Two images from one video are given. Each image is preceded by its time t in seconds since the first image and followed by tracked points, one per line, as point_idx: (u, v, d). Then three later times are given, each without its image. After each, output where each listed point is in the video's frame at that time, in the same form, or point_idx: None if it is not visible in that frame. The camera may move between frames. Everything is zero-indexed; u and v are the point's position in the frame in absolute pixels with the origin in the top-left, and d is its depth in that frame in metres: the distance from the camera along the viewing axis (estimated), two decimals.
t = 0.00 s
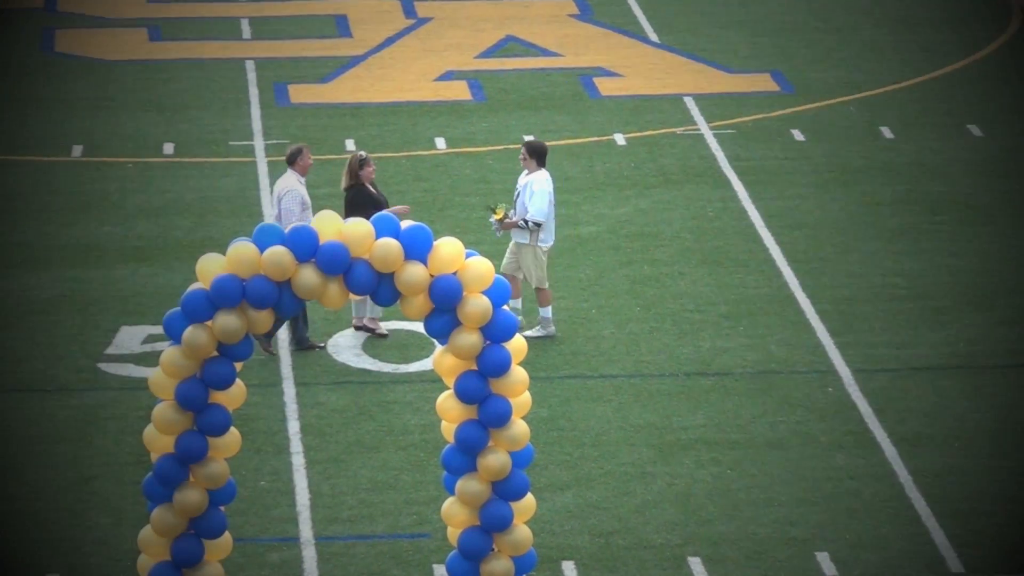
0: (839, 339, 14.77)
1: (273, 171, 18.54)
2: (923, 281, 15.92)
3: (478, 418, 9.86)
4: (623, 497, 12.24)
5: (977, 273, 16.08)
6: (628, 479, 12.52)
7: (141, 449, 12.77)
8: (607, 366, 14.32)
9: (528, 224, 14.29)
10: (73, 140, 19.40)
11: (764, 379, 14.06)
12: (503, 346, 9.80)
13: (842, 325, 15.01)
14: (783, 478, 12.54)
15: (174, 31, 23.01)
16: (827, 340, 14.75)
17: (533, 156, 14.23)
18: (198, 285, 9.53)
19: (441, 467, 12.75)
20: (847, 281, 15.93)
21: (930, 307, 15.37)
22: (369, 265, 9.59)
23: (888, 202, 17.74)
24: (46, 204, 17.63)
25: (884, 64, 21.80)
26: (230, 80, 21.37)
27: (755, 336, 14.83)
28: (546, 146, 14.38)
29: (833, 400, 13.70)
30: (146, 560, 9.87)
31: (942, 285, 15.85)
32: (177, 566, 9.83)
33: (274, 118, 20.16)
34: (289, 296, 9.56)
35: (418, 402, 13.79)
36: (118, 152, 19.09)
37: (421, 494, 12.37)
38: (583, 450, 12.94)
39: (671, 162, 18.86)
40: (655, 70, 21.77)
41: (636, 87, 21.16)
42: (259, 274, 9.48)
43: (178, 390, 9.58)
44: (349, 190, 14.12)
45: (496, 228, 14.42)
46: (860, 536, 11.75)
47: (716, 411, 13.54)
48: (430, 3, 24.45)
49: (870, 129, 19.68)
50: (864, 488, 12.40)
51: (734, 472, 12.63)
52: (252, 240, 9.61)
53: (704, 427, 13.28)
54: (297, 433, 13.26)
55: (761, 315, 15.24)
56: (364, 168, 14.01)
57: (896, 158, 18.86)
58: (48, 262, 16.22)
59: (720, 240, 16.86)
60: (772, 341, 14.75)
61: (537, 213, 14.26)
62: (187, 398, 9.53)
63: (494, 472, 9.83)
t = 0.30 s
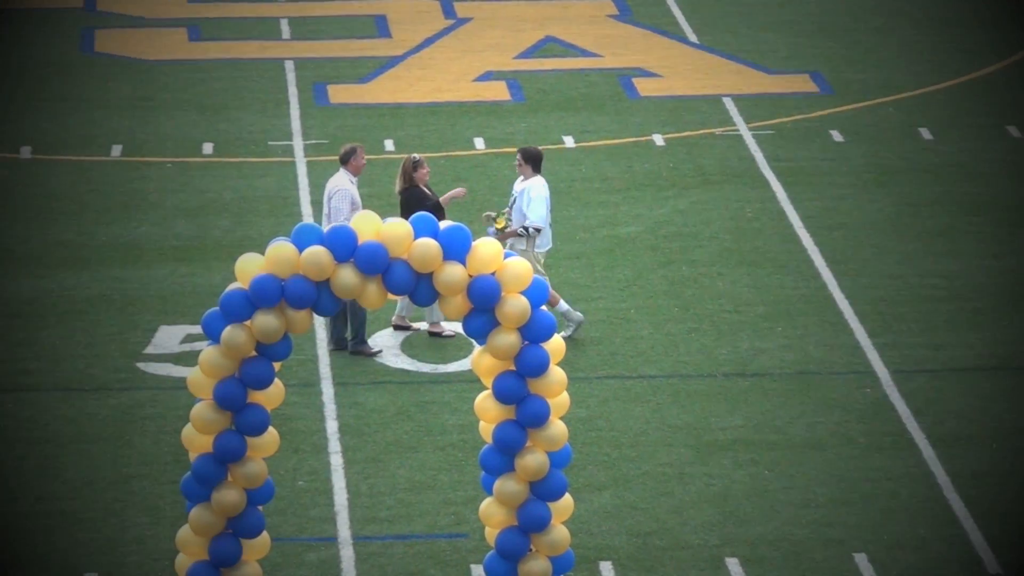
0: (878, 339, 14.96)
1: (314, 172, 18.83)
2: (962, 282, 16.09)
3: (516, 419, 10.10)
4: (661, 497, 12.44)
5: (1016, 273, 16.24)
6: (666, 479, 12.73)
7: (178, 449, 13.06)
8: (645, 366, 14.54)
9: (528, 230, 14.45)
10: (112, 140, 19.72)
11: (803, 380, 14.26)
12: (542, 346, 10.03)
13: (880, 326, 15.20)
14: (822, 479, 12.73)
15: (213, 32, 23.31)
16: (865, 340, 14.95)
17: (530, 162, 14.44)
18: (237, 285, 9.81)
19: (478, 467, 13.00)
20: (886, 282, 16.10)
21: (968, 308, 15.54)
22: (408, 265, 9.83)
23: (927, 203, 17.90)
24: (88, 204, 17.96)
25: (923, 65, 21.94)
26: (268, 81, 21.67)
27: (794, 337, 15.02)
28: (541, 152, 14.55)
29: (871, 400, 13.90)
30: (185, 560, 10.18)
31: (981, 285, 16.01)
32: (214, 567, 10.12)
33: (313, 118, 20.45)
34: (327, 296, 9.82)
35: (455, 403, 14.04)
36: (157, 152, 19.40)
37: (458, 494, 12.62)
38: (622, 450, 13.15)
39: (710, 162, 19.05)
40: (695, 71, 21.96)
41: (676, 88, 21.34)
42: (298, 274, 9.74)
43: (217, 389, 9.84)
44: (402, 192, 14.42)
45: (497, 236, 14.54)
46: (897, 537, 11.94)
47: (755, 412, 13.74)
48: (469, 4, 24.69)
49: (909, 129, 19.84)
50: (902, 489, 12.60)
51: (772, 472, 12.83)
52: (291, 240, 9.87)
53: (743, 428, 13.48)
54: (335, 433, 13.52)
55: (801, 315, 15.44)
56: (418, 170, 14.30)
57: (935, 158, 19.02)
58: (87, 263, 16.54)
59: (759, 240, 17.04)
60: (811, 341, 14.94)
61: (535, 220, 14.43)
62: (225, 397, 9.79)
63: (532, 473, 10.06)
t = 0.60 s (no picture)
0: (904, 338, 15.18)
1: (344, 171, 19.11)
2: (988, 281, 16.29)
3: (543, 417, 10.37)
4: (688, 497, 12.69)
5: None
6: (693, 478, 12.97)
7: (207, 447, 13.37)
8: (673, 365, 14.78)
9: (532, 224, 14.66)
10: (141, 138, 20.06)
11: (830, 379, 14.49)
12: (569, 345, 10.29)
13: (908, 325, 15.43)
14: (848, 478, 12.97)
15: (241, 30, 23.64)
16: (892, 339, 15.17)
17: (520, 156, 14.64)
18: (265, 283, 10.10)
19: (505, 466, 13.28)
20: (914, 282, 16.31)
21: (995, 307, 15.74)
22: (436, 263, 10.11)
23: (953, 203, 18.09)
24: (118, 202, 18.29)
25: (950, 64, 22.12)
26: (297, 79, 21.97)
27: (821, 336, 15.24)
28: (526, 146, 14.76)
29: (898, 400, 14.12)
30: (213, 557, 10.48)
31: (1007, 285, 16.21)
32: (240, 564, 10.41)
33: (342, 116, 20.76)
34: (354, 294, 10.10)
35: (483, 401, 14.32)
36: (185, 151, 19.72)
37: (485, 493, 12.90)
38: (650, 449, 13.40)
39: (739, 161, 19.27)
40: (723, 69, 22.17)
41: (705, 87, 21.56)
42: (325, 272, 10.02)
43: (244, 387, 10.14)
44: (445, 189, 14.70)
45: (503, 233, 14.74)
46: (923, 537, 12.17)
47: (783, 410, 13.97)
48: (498, 2, 24.94)
49: (937, 129, 20.04)
50: (928, 488, 12.83)
51: (799, 471, 13.06)
52: (320, 238, 10.16)
53: (770, 427, 13.72)
54: (362, 431, 13.81)
55: (828, 314, 15.67)
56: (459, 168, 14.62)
57: (962, 158, 19.21)
58: (117, 261, 16.86)
59: (787, 240, 17.27)
60: (838, 340, 15.17)
61: (537, 213, 14.64)
62: (253, 395, 10.07)
63: (559, 471, 10.33)
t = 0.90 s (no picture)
0: (924, 336, 15.34)
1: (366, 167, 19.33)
2: (1008, 279, 16.42)
3: (564, 414, 10.56)
4: (708, 494, 12.87)
5: None
6: (714, 475, 13.16)
7: (226, 443, 13.61)
8: (694, 362, 14.96)
9: (532, 220, 14.74)
10: (164, 134, 20.31)
11: (850, 376, 14.65)
12: (590, 342, 10.47)
13: (929, 323, 15.58)
14: (868, 475, 13.14)
15: (264, 27, 23.87)
16: (913, 336, 15.33)
17: (515, 157, 14.91)
18: (287, 280, 10.31)
19: (526, 462, 13.48)
20: (934, 279, 16.46)
21: (1015, 305, 15.88)
22: (457, 260, 10.31)
23: (973, 201, 18.22)
24: (140, 199, 18.53)
25: (971, 61, 22.24)
26: (319, 76, 22.20)
27: (842, 334, 15.40)
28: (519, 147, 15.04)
29: (918, 397, 14.28)
30: (233, 554, 10.69)
31: None
32: (261, 560, 10.61)
33: (363, 113, 20.98)
34: (376, 290, 10.29)
35: (504, 398, 14.52)
36: (209, 148, 19.97)
37: (507, 490, 13.10)
38: (671, 446, 13.58)
39: (760, 159, 19.43)
40: (745, 66, 22.33)
41: (726, 85, 21.71)
42: (347, 268, 10.22)
43: (265, 383, 10.33)
44: (475, 185, 14.97)
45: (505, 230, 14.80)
46: (943, 534, 12.32)
47: (802, 408, 14.14)
48: None
49: (958, 126, 20.18)
50: (948, 486, 12.98)
51: (819, 469, 13.23)
52: (341, 235, 10.37)
53: (791, 425, 13.88)
54: (382, 428, 14.03)
55: (848, 311, 15.83)
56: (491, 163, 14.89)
57: (982, 155, 19.34)
58: (141, 258, 17.11)
59: (807, 237, 17.43)
60: (859, 338, 15.34)
61: (538, 210, 14.77)
62: (273, 392, 10.27)
63: (580, 467, 10.51)
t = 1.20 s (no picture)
0: (931, 336, 15.35)
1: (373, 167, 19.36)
2: (1015, 279, 16.43)
3: (571, 414, 10.58)
4: (715, 494, 12.89)
5: None
6: (720, 475, 13.18)
7: (230, 443, 13.66)
8: (701, 362, 14.98)
9: (535, 223, 14.86)
10: (170, 134, 20.35)
11: (857, 376, 14.67)
12: (597, 342, 10.49)
13: (936, 323, 15.59)
14: (875, 476, 13.16)
15: (270, 27, 23.91)
16: (919, 337, 15.35)
17: (513, 162, 14.88)
18: (293, 280, 10.35)
19: (533, 463, 13.51)
20: (941, 279, 16.47)
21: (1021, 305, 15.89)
22: (463, 260, 10.34)
23: (981, 201, 18.23)
24: (149, 198, 18.58)
25: (979, 62, 22.24)
26: (326, 76, 22.23)
27: (849, 334, 15.42)
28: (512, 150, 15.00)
29: (924, 398, 14.29)
30: (240, 553, 10.74)
31: None
32: (268, 559, 10.66)
33: (370, 112, 21.01)
34: (383, 289, 10.31)
35: (511, 398, 14.55)
36: (216, 147, 20.00)
37: (514, 490, 13.13)
38: (678, 446, 13.61)
39: (767, 159, 19.44)
40: (752, 66, 22.35)
41: (733, 84, 21.73)
42: (353, 268, 10.25)
43: (272, 382, 10.36)
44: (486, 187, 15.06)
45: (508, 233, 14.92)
46: (951, 534, 12.34)
47: (809, 408, 14.16)
48: None
49: (965, 126, 20.19)
50: (956, 486, 13.00)
51: (826, 469, 13.25)
52: (347, 235, 10.39)
53: (798, 425, 13.90)
54: (389, 428, 14.06)
55: (855, 311, 15.85)
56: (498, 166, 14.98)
57: (989, 155, 19.35)
58: (149, 258, 17.15)
59: (814, 238, 17.45)
60: (865, 338, 15.35)
61: (538, 213, 14.87)
62: (280, 391, 10.30)
63: (586, 467, 10.52)
